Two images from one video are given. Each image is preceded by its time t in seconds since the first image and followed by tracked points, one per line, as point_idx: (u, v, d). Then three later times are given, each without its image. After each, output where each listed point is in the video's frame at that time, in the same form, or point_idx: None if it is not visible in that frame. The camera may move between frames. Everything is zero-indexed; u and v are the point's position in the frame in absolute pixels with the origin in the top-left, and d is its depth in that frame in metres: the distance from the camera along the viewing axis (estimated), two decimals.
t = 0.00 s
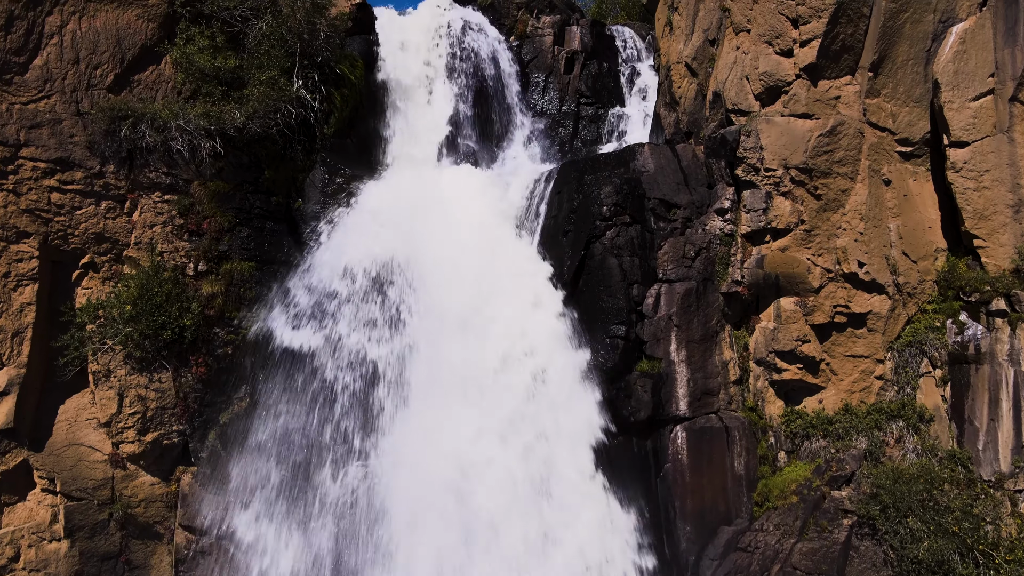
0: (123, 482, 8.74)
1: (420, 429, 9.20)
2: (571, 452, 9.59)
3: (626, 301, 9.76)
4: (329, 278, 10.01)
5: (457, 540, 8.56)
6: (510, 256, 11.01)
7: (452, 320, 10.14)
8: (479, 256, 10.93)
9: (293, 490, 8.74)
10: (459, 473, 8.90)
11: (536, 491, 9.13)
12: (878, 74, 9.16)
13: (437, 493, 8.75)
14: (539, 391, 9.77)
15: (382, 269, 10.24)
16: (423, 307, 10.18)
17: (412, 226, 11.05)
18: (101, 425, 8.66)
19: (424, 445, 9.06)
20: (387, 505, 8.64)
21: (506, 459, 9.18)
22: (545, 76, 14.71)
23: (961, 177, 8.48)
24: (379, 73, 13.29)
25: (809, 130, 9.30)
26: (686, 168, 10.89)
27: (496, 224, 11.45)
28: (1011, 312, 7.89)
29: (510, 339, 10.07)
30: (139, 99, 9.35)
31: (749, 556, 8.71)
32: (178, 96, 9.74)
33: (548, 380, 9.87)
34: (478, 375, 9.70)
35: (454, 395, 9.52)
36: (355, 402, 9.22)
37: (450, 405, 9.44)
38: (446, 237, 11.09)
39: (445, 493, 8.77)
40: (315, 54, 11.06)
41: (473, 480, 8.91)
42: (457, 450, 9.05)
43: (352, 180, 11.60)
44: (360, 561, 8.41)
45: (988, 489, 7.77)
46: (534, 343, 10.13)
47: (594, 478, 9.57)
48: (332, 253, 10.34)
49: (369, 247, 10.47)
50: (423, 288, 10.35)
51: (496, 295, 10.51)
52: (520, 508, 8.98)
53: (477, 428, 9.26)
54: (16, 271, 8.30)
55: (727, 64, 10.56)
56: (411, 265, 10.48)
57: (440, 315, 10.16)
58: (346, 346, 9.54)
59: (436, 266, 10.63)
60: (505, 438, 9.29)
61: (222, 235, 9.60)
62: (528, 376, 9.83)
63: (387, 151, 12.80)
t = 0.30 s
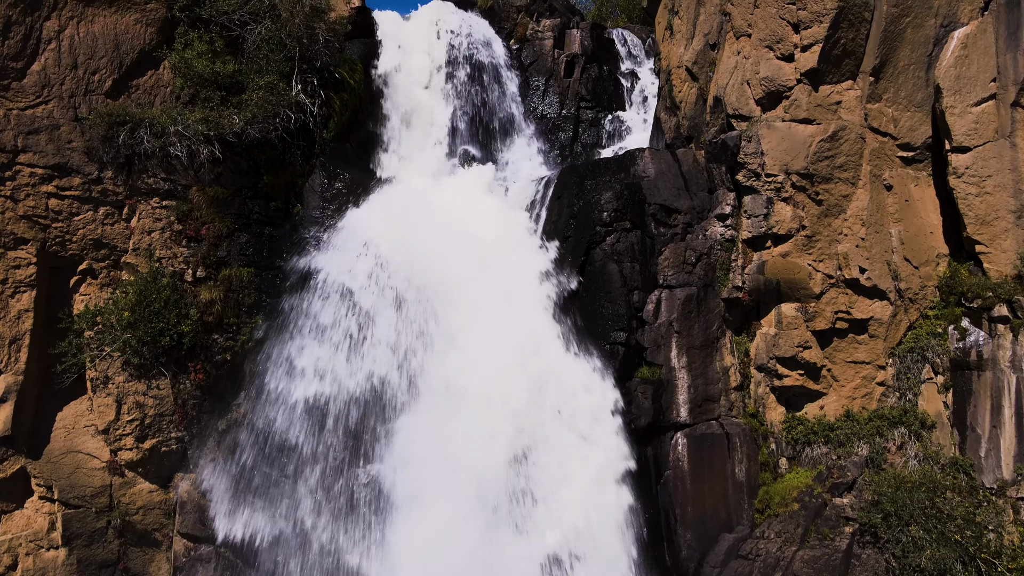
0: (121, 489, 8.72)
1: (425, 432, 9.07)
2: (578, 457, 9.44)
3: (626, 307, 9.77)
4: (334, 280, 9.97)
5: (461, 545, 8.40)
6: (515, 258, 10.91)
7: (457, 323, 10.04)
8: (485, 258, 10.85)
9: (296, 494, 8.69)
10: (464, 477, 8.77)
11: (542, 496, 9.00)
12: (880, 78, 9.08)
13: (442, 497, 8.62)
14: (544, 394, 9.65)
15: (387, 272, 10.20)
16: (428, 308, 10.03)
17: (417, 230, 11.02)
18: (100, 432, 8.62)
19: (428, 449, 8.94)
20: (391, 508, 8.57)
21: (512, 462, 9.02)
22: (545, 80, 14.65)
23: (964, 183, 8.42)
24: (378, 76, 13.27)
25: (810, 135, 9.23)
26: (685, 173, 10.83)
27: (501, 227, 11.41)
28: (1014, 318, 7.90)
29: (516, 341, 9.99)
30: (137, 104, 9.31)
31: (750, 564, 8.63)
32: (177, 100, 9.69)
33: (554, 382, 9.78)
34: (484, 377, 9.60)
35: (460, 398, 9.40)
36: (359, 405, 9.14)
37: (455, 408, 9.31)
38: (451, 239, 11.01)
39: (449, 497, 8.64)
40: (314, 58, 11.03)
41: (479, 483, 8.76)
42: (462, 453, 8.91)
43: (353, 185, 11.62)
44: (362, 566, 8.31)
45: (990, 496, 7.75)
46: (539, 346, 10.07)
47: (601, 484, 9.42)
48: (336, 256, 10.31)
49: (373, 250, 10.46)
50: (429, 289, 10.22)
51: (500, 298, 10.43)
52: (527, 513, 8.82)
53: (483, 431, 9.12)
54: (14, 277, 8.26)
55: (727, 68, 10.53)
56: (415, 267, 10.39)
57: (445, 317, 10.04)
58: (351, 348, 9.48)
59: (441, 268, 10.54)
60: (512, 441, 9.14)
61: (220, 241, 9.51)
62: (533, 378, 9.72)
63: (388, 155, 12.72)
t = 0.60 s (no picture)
0: (119, 498, 8.65)
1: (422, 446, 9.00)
2: (579, 470, 9.24)
3: (627, 315, 9.74)
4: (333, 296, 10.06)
5: (458, 550, 8.38)
6: (513, 266, 10.83)
7: (455, 334, 9.91)
8: (486, 269, 10.70)
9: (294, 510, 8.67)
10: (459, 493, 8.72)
11: (541, 504, 8.86)
12: (882, 83, 9.02)
13: (438, 506, 8.61)
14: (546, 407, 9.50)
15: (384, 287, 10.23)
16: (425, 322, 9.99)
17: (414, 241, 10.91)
18: (97, 440, 8.57)
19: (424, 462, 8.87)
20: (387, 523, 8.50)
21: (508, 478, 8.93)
22: (545, 83, 14.61)
23: (966, 189, 8.36)
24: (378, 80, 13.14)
25: (812, 140, 9.19)
26: (687, 179, 10.67)
27: (501, 236, 11.24)
28: (1018, 325, 7.80)
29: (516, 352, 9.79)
30: (135, 109, 9.25)
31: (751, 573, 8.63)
32: (175, 106, 9.64)
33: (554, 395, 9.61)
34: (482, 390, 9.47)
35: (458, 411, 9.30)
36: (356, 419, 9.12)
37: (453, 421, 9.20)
38: (451, 250, 10.89)
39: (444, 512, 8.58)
40: (313, 63, 10.99)
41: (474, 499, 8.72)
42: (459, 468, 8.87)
43: (351, 191, 11.57)
44: None
45: (994, 505, 7.67)
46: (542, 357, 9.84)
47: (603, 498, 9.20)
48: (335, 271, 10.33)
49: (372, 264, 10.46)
50: (426, 302, 10.20)
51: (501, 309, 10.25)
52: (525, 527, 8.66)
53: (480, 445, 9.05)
54: (11, 285, 8.21)
55: (728, 73, 10.48)
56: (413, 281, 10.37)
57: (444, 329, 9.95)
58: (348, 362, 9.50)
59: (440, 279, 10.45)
60: (510, 456, 9.07)
61: (218, 248, 9.43)
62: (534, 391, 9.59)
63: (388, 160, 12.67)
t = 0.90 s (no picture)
0: (115, 507, 8.58)
1: (420, 466, 8.76)
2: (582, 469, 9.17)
3: (627, 322, 9.71)
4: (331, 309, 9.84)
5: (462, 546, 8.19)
6: (513, 266, 10.76)
7: (455, 345, 9.72)
8: (488, 282, 10.46)
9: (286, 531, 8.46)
10: (456, 515, 8.38)
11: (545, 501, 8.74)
12: (884, 89, 8.97)
13: (440, 503, 8.45)
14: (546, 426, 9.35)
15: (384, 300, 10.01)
16: (425, 336, 9.78)
17: (416, 252, 10.72)
18: (93, 448, 8.50)
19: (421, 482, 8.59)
20: (382, 540, 8.26)
21: (508, 498, 8.61)
22: (545, 87, 14.53)
23: (969, 195, 8.28)
24: (376, 83, 13.08)
25: (814, 146, 9.11)
26: (688, 184, 10.58)
27: (502, 241, 11.16)
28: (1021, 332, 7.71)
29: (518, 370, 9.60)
30: (132, 115, 9.18)
31: None
32: (172, 111, 9.57)
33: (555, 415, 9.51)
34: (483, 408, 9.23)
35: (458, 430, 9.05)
36: (354, 438, 8.94)
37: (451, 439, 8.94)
38: (453, 262, 10.67)
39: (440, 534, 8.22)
40: (311, 67, 10.95)
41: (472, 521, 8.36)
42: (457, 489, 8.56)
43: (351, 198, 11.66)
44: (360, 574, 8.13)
45: (998, 514, 7.62)
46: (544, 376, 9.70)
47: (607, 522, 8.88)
48: (333, 281, 10.12)
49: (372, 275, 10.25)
50: (426, 302, 10.12)
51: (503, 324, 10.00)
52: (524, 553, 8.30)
53: (479, 464, 8.81)
54: (5, 292, 8.12)
55: (730, 78, 10.40)
56: (413, 294, 10.15)
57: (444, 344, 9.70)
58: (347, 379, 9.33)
59: (441, 293, 10.25)
60: (511, 460, 8.93)
61: (216, 254, 9.32)
62: (535, 410, 9.43)
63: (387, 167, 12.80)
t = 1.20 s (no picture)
0: (111, 517, 8.51)
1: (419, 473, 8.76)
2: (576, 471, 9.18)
3: (627, 330, 9.67)
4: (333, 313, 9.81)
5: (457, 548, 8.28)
6: (507, 269, 10.79)
7: (450, 347, 9.71)
8: (489, 290, 10.44)
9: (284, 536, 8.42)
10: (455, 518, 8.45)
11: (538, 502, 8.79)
12: (887, 94, 8.88)
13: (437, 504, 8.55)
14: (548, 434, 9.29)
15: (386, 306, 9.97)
16: (420, 337, 9.76)
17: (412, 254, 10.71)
18: (88, 458, 8.42)
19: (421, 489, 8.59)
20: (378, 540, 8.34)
21: (508, 506, 8.64)
22: (544, 91, 14.46)
23: (973, 202, 8.19)
24: (373, 88, 12.95)
25: (816, 152, 9.02)
26: (688, 190, 10.61)
27: (498, 245, 11.20)
28: None
29: (519, 378, 9.58)
30: (128, 121, 9.12)
31: None
32: (169, 116, 9.51)
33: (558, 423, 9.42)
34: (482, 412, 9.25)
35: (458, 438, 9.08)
36: (352, 440, 8.91)
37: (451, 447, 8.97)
38: (451, 266, 10.69)
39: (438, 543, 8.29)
40: (309, 73, 10.88)
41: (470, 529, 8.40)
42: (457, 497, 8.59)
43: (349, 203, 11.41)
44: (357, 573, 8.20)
45: (1002, 525, 7.53)
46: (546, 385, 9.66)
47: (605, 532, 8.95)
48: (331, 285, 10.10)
49: (370, 278, 10.24)
50: (421, 304, 10.10)
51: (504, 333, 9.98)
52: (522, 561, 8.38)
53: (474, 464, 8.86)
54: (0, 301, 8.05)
55: (732, 83, 10.31)
56: (415, 301, 10.12)
57: (446, 352, 9.68)
58: (348, 384, 9.28)
59: (443, 300, 10.20)
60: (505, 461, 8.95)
61: (213, 262, 9.29)
62: (537, 416, 9.38)
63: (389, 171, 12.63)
